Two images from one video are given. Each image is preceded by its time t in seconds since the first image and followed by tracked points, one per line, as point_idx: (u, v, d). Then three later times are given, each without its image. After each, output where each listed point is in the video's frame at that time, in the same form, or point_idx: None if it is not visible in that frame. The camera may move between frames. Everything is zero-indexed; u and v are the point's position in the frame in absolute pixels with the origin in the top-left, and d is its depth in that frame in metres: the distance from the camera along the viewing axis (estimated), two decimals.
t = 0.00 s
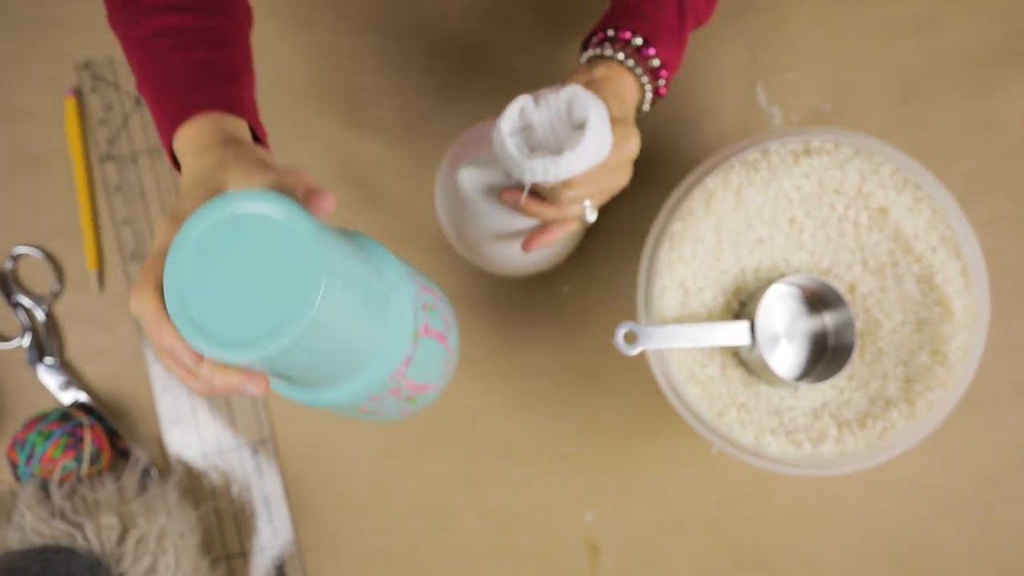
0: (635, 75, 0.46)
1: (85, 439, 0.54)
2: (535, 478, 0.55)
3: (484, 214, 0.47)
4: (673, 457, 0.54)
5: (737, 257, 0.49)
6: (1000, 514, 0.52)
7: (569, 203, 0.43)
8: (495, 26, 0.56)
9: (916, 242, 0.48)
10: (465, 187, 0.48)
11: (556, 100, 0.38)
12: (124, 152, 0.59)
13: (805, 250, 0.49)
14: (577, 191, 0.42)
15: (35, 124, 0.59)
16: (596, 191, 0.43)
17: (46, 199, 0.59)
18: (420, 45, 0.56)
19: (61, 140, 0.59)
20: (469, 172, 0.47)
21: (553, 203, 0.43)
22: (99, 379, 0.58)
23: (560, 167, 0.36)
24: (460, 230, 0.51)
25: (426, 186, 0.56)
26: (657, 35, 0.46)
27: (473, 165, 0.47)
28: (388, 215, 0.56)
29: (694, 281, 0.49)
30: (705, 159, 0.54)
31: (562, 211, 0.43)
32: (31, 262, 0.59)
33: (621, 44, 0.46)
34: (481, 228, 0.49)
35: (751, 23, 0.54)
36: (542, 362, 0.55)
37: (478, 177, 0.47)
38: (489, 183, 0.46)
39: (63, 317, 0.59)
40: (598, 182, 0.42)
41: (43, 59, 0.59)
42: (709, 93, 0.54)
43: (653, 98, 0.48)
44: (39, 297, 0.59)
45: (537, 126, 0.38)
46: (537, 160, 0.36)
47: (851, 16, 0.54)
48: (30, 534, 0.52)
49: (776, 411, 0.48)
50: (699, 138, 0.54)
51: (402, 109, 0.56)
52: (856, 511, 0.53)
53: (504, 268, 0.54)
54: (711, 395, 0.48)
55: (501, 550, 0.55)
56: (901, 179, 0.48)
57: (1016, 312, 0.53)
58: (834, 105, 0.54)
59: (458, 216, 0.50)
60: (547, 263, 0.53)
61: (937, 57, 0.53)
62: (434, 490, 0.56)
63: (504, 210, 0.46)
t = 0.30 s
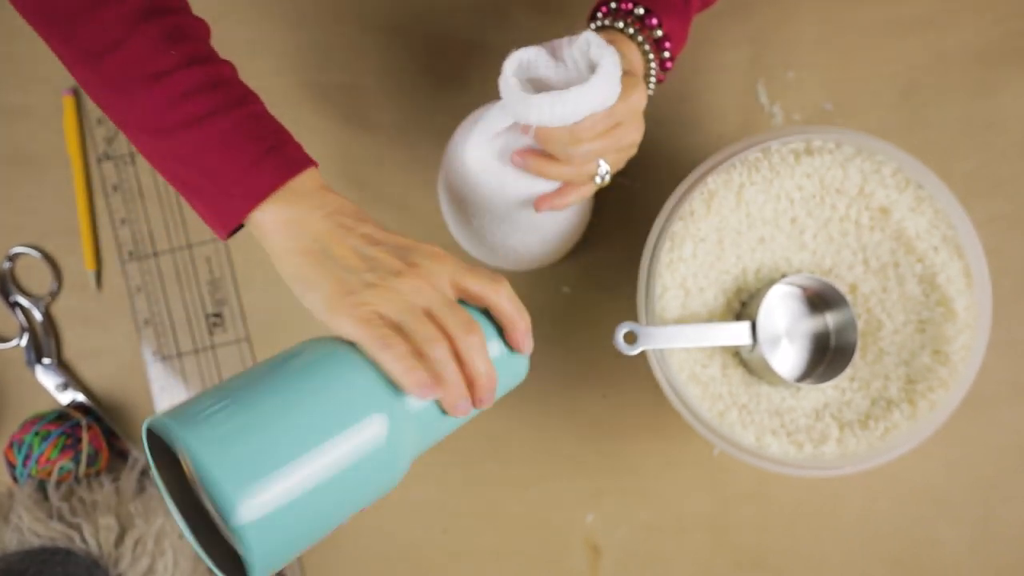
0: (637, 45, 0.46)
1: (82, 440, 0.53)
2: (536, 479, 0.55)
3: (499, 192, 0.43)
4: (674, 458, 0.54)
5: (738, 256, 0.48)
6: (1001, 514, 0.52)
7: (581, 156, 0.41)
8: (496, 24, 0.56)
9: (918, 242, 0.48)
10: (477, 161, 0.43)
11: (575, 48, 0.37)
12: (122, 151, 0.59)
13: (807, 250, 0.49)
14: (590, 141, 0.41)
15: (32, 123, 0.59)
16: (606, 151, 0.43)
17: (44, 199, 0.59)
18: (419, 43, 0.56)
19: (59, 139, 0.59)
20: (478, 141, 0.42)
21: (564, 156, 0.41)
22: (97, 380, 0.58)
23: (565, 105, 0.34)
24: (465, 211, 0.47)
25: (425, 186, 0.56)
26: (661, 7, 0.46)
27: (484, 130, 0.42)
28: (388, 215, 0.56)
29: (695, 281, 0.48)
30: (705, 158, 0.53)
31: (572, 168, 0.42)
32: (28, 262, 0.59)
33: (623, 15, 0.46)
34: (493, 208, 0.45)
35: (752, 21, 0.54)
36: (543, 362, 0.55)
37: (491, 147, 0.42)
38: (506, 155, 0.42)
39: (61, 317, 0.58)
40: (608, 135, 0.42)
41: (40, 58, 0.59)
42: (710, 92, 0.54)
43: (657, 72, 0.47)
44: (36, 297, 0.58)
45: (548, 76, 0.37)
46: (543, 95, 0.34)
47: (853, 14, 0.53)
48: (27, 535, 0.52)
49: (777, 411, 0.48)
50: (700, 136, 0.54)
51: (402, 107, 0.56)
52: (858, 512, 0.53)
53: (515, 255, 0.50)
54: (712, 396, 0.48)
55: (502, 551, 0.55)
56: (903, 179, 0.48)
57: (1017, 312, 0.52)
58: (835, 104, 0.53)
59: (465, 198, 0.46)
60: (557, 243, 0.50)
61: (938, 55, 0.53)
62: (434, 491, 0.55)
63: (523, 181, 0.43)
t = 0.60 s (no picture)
0: None
1: (81, 441, 0.53)
2: (536, 480, 0.54)
3: (536, 116, 0.43)
4: (675, 459, 0.53)
5: (740, 256, 0.48)
6: (1004, 515, 0.52)
7: (627, 84, 0.37)
8: (496, 22, 0.55)
9: (921, 242, 0.47)
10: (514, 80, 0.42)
11: None
12: (119, 151, 0.58)
13: (809, 250, 0.48)
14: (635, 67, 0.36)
15: (28, 122, 0.58)
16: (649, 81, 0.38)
17: (41, 198, 0.59)
18: (417, 41, 0.55)
19: (56, 138, 0.58)
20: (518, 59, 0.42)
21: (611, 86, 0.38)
22: (94, 381, 0.58)
23: (623, 34, 0.32)
24: (502, 141, 0.47)
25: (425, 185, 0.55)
26: None
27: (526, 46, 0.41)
28: (387, 214, 0.55)
29: (697, 281, 0.47)
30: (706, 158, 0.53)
31: (613, 97, 0.39)
32: (24, 261, 0.58)
33: None
34: (533, 127, 0.44)
35: (754, 20, 0.53)
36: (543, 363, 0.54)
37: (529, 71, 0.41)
38: (543, 79, 0.41)
39: (57, 317, 0.58)
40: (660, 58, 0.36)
41: (37, 56, 0.58)
42: (712, 90, 0.53)
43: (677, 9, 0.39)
44: (32, 297, 0.58)
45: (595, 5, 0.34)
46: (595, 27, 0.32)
47: (855, 12, 0.53)
48: (23, 538, 0.52)
49: (779, 413, 0.47)
50: (701, 135, 0.54)
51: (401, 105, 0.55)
52: (860, 513, 0.53)
53: (548, 176, 0.49)
54: (714, 397, 0.47)
55: (501, 553, 0.55)
56: (906, 178, 0.48)
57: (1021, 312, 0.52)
58: (837, 103, 0.53)
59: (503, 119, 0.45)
60: (589, 168, 0.49)
61: (941, 53, 0.52)
62: (434, 492, 0.55)
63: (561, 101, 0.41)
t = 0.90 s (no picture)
0: None
1: (81, 440, 0.53)
2: (536, 480, 0.54)
3: (539, 128, 0.43)
4: (675, 458, 0.53)
5: (740, 256, 0.48)
6: (1004, 515, 0.52)
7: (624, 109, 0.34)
8: (496, 22, 0.55)
9: (920, 242, 0.47)
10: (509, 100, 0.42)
11: (615, 11, 0.31)
12: (119, 150, 0.58)
13: (808, 250, 0.48)
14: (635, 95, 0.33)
15: (29, 122, 0.58)
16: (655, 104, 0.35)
17: (41, 198, 0.59)
18: (417, 41, 0.55)
19: (56, 138, 0.58)
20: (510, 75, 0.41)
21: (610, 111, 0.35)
22: (94, 380, 0.58)
23: (611, 65, 0.30)
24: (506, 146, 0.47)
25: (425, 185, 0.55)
26: None
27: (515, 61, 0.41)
28: (387, 214, 0.55)
29: (697, 281, 0.47)
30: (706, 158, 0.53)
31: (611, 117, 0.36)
32: (24, 261, 0.58)
33: None
34: (537, 141, 0.44)
35: (754, 20, 0.53)
36: (543, 362, 0.54)
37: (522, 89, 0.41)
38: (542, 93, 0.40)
39: (57, 317, 0.58)
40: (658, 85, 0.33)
41: (37, 55, 0.58)
42: (711, 90, 0.53)
43: None
44: (32, 296, 0.58)
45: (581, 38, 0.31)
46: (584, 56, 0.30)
47: (855, 12, 0.53)
48: (23, 537, 0.51)
49: (779, 412, 0.47)
50: (701, 135, 0.54)
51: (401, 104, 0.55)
52: (860, 513, 0.53)
53: (562, 180, 0.50)
54: (714, 397, 0.47)
55: (501, 553, 0.55)
56: (905, 177, 0.48)
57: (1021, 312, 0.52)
58: (837, 103, 0.53)
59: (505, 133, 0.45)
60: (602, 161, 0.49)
61: (941, 53, 0.52)
62: (433, 492, 0.55)
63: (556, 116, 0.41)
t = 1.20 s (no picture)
0: None
1: (81, 440, 0.53)
2: (536, 479, 0.54)
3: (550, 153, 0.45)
4: (675, 458, 0.53)
5: (740, 256, 0.48)
6: (1004, 515, 0.52)
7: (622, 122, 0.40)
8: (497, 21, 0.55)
9: (920, 242, 0.47)
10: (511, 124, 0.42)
11: (606, 49, 0.37)
12: (119, 150, 0.58)
13: (808, 250, 0.48)
14: (642, 140, 0.40)
15: (29, 122, 0.59)
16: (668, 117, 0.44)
17: (41, 198, 0.59)
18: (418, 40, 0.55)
19: (56, 138, 0.58)
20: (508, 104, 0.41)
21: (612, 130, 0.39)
22: (93, 380, 0.58)
23: (610, 96, 0.36)
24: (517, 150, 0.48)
25: (425, 185, 0.55)
26: None
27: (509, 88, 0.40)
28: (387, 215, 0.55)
29: (697, 281, 0.47)
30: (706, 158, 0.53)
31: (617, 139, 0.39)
32: (25, 261, 0.58)
33: None
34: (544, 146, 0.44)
35: (755, 19, 0.53)
36: (543, 362, 0.54)
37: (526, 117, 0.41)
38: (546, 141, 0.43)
39: (57, 317, 0.58)
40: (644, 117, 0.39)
41: (37, 55, 0.58)
42: (712, 91, 0.53)
43: None
44: (33, 296, 0.58)
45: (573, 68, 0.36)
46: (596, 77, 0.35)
47: (856, 11, 0.53)
48: (24, 537, 0.51)
49: (779, 412, 0.47)
50: (701, 135, 0.54)
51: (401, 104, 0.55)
52: (860, 513, 0.53)
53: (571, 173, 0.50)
54: (714, 396, 0.47)
55: (502, 553, 0.55)
56: (905, 177, 0.48)
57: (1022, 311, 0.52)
58: (837, 103, 0.53)
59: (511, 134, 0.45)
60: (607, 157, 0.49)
61: (942, 52, 0.52)
62: (433, 492, 0.55)
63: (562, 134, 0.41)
